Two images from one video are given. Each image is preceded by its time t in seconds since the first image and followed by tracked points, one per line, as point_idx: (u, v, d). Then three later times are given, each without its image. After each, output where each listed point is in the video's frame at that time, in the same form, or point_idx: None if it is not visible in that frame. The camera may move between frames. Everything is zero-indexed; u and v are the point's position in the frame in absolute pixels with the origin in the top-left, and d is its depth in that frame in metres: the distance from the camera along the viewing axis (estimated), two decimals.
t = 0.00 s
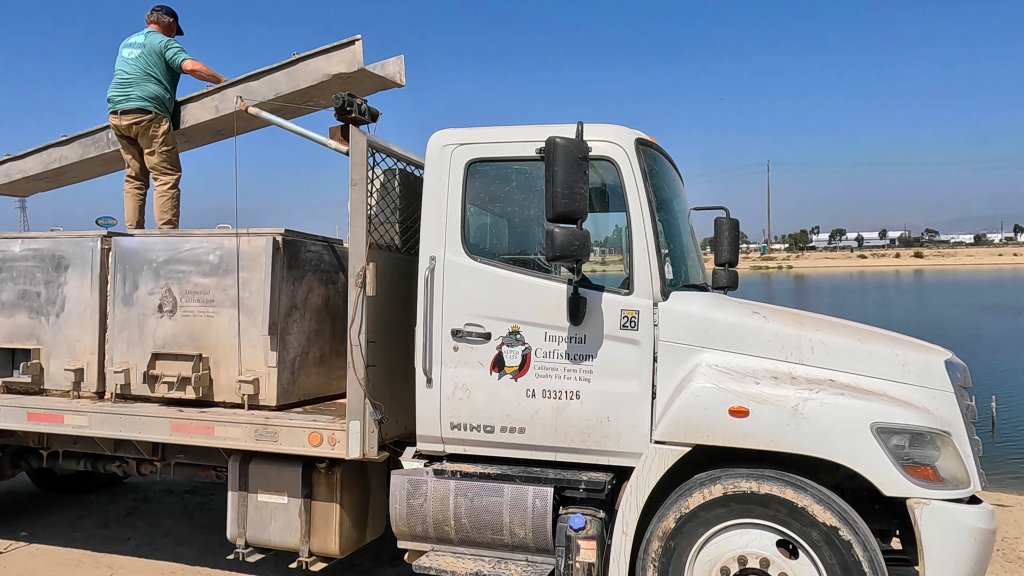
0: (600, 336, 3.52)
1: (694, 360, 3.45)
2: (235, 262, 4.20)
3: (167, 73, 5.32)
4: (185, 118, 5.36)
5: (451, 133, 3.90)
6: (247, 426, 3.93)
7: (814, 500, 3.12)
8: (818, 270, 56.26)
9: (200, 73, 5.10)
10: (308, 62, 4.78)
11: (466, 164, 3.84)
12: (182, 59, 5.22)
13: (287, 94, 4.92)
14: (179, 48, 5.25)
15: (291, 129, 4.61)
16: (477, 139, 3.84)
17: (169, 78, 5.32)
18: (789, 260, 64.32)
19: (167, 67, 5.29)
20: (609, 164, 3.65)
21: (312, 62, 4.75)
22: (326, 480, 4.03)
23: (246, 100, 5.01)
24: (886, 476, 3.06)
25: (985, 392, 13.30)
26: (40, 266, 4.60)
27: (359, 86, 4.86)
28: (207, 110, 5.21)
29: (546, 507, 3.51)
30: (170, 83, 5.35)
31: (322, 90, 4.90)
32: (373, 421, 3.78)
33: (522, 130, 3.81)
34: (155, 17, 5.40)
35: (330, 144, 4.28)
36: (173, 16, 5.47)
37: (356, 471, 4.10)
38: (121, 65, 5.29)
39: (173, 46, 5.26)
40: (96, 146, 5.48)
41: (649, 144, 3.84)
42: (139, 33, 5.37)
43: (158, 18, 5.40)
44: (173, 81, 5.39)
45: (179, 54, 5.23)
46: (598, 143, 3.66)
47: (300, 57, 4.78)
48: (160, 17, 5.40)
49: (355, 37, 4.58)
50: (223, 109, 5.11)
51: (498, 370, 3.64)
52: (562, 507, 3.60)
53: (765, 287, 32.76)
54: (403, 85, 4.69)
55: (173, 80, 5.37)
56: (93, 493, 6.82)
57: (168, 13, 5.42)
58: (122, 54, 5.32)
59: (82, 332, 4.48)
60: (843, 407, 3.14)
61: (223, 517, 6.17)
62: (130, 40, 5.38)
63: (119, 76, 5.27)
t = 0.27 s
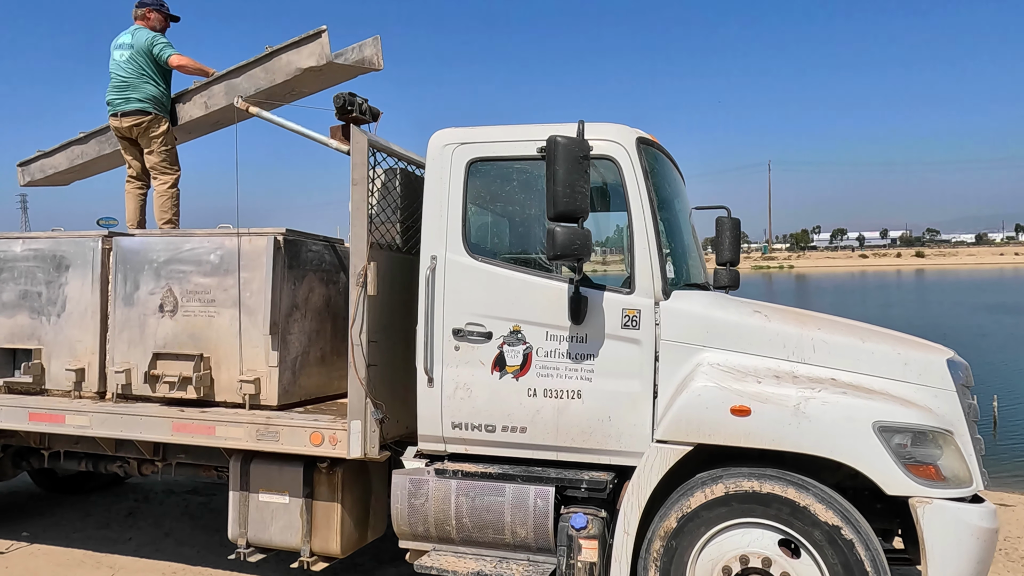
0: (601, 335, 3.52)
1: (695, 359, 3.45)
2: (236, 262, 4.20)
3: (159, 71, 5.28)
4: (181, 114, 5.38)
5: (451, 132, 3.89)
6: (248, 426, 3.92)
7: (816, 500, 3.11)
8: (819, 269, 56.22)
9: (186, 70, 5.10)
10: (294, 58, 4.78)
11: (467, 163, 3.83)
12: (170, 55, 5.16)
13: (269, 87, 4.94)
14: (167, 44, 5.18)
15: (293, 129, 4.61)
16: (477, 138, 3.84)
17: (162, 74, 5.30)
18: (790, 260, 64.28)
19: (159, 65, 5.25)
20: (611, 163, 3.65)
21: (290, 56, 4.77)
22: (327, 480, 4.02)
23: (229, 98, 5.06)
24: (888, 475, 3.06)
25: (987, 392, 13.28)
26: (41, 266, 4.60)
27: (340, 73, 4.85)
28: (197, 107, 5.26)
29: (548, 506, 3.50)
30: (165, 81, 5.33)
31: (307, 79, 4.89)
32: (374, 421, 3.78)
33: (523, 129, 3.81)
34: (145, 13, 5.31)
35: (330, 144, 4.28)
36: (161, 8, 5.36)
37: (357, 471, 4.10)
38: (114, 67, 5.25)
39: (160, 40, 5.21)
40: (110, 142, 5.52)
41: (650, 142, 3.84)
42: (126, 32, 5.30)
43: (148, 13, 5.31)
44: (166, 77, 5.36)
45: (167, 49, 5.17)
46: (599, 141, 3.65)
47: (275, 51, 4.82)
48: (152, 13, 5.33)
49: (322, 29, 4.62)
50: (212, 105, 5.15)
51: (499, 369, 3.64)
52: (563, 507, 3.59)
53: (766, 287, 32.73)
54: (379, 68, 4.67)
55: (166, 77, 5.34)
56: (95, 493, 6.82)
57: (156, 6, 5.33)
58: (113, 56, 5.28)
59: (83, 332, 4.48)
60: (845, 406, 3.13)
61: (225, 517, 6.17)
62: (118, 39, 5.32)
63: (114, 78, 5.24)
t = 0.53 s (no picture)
0: (603, 334, 3.51)
1: (697, 358, 3.44)
2: (237, 261, 4.19)
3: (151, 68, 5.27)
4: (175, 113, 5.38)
5: (453, 130, 3.89)
6: (250, 425, 3.92)
7: (819, 498, 3.10)
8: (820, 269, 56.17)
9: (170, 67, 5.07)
10: (266, 47, 4.76)
11: (468, 162, 3.83)
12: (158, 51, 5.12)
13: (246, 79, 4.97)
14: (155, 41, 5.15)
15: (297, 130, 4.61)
16: (479, 137, 3.83)
17: (154, 71, 5.28)
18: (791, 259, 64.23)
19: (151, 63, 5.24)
20: (612, 161, 3.64)
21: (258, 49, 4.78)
22: (329, 479, 4.02)
23: (212, 94, 5.08)
24: (891, 473, 3.05)
25: (989, 391, 13.26)
26: (42, 266, 4.60)
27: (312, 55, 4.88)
28: (191, 105, 5.27)
29: (550, 505, 3.50)
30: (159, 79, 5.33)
31: (280, 64, 4.90)
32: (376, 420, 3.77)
33: (524, 127, 3.80)
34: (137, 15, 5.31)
35: (331, 143, 4.28)
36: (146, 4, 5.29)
37: (359, 470, 4.09)
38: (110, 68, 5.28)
39: (149, 37, 5.17)
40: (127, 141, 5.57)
41: (651, 140, 3.83)
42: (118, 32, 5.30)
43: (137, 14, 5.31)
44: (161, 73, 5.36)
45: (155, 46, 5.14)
46: (601, 139, 3.64)
47: (242, 40, 4.85)
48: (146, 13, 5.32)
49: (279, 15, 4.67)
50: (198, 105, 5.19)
51: (501, 368, 3.63)
52: (565, 506, 3.59)
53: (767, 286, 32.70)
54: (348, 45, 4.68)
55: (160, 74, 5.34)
56: (97, 493, 6.82)
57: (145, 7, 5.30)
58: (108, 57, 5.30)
59: (85, 332, 4.47)
60: (848, 404, 3.12)
61: (226, 516, 6.17)
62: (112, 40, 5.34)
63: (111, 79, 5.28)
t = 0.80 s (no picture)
0: (604, 332, 3.51)
1: (699, 356, 3.44)
2: (239, 260, 4.20)
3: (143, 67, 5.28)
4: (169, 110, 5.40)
5: (454, 129, 3.88)
6: (251, 424, 3.92)
7: (821, 496, 3.10)
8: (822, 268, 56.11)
9: (157, 65, 5.08)
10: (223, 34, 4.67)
11: (469, 161, 3.83)
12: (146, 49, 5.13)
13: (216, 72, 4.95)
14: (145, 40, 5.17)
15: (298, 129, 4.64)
16: (480, 135, 3.83)
17: (146, 70, 5.28)
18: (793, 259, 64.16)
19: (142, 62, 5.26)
20: (613, 160, 3.64)
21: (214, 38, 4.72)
22: (330, 478, 4.02)
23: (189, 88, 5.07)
24: (893, 471, 3.04)
25: (991, 391, 13.24)
26: (44, 265, 4.60)
27: (275, 42, 4.80)
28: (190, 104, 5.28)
29: (551, 503, 3.50)
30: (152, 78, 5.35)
31: (242, 50, 4.77)
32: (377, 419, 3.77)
33: (525, 126, 3.80)
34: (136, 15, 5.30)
35: (331, 142, 4.31)
36: (150, 7, 5.31)
37: (360, 469, 4.09)
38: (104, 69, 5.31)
39: (139, 35, 5.19)
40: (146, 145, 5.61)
41: (652, 139, 3.82)
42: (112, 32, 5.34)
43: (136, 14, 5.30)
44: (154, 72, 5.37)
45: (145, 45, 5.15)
46: (602, 138, 3.64)
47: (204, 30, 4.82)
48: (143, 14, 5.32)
49: None
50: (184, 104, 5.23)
51: (502, 367, 3.63)
52: (567, 505, 3.59)
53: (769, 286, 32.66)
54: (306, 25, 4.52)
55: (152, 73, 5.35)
56: (98, 492, 6.83)
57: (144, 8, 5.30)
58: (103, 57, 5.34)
59: (86, 331, 4.48)
60: (850, 402, 3.12)
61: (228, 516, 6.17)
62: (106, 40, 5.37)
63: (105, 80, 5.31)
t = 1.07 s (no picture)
0: (606, 332, 3.50)
1: (700, 356, 3.43)
2: (240, 260, 4.20)
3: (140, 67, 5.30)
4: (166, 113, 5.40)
5: (456, 129, 3.88)
6: (253, 424, 3.92)
7: (823, 496, 3.10)
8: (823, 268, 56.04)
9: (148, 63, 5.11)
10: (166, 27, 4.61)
11: (471, 160, 3.82)
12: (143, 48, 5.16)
13: (180, 69, 4.92)
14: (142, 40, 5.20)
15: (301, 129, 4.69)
16: (481, 135, 3.83)
17: (144, 70, 5.29)
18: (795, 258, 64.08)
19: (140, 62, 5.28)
20: (615, 159, 3.63)
21: (163, 31, 4.68)
22: (332, 478, 4.02)
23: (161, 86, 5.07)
24: (895, 471, 3.04)
25: (994, 390, 13.22)
26: (46, 265, 4.61)
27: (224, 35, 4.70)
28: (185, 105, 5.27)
29: (553, 503, 3.49)
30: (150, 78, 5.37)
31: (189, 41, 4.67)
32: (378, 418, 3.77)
33: (527, 125, 3.79)
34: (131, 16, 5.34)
35: (333, 142, 4.34)
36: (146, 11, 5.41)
37: (361, 469, 4.09)
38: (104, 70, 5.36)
39: (137, 34, 5.28)
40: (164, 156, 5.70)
41: (654, 138, 3.82)
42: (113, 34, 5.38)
43: (134, 14, 5.34)
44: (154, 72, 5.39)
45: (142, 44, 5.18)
46: (603, 137, 3.64)
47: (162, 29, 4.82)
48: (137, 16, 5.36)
49: None
50: (165, 106, 5.22)
51: (504, 366, 3.63)
52: (568, 504, 3.58)
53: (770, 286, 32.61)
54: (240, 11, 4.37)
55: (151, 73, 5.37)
56: (100, 492, 6.84)
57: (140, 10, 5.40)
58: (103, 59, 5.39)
59: (88, 331, 4.48)
60: (852, 402, 3.11)
61: (229, 516, 6.17)
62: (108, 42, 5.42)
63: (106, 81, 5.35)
